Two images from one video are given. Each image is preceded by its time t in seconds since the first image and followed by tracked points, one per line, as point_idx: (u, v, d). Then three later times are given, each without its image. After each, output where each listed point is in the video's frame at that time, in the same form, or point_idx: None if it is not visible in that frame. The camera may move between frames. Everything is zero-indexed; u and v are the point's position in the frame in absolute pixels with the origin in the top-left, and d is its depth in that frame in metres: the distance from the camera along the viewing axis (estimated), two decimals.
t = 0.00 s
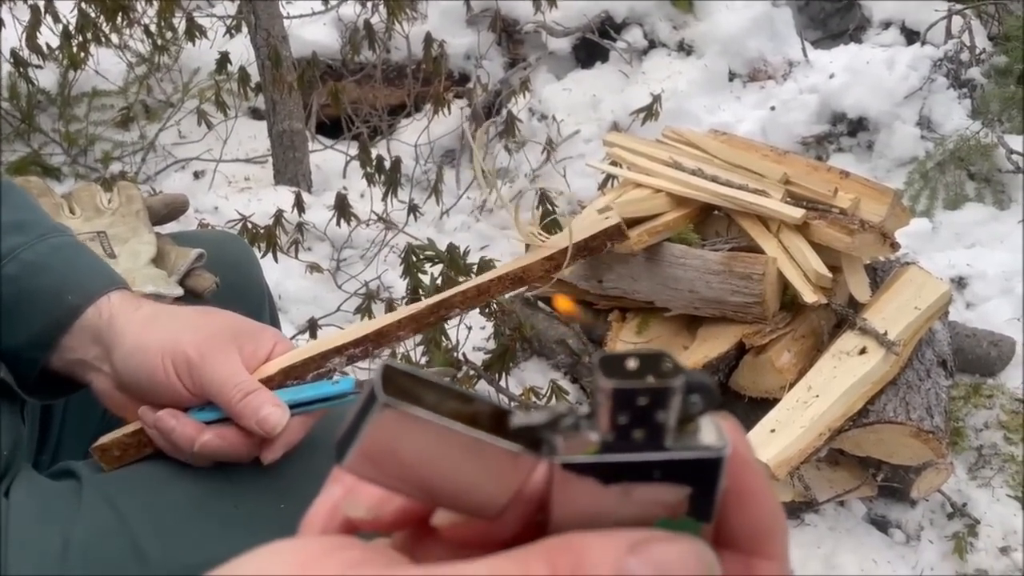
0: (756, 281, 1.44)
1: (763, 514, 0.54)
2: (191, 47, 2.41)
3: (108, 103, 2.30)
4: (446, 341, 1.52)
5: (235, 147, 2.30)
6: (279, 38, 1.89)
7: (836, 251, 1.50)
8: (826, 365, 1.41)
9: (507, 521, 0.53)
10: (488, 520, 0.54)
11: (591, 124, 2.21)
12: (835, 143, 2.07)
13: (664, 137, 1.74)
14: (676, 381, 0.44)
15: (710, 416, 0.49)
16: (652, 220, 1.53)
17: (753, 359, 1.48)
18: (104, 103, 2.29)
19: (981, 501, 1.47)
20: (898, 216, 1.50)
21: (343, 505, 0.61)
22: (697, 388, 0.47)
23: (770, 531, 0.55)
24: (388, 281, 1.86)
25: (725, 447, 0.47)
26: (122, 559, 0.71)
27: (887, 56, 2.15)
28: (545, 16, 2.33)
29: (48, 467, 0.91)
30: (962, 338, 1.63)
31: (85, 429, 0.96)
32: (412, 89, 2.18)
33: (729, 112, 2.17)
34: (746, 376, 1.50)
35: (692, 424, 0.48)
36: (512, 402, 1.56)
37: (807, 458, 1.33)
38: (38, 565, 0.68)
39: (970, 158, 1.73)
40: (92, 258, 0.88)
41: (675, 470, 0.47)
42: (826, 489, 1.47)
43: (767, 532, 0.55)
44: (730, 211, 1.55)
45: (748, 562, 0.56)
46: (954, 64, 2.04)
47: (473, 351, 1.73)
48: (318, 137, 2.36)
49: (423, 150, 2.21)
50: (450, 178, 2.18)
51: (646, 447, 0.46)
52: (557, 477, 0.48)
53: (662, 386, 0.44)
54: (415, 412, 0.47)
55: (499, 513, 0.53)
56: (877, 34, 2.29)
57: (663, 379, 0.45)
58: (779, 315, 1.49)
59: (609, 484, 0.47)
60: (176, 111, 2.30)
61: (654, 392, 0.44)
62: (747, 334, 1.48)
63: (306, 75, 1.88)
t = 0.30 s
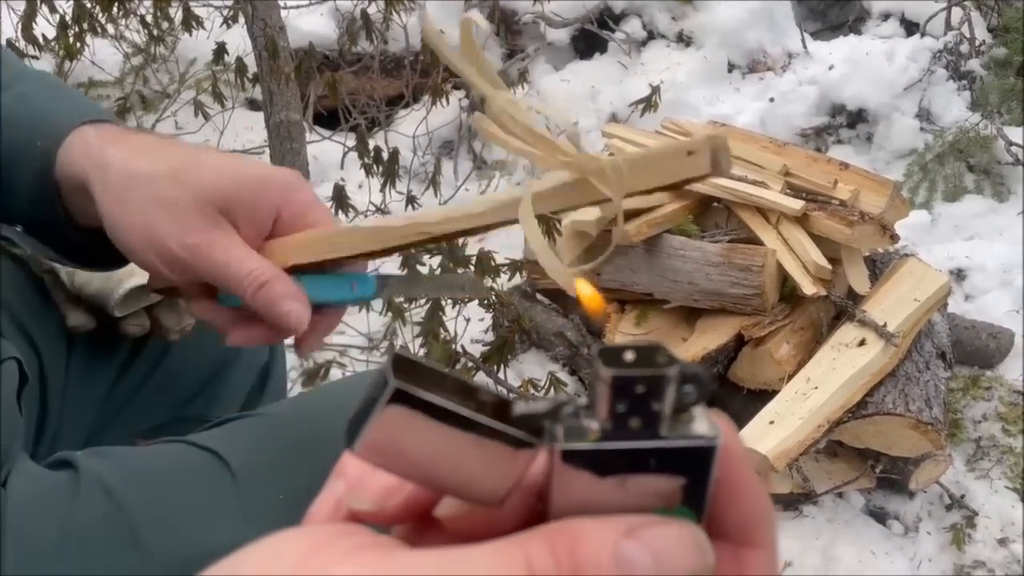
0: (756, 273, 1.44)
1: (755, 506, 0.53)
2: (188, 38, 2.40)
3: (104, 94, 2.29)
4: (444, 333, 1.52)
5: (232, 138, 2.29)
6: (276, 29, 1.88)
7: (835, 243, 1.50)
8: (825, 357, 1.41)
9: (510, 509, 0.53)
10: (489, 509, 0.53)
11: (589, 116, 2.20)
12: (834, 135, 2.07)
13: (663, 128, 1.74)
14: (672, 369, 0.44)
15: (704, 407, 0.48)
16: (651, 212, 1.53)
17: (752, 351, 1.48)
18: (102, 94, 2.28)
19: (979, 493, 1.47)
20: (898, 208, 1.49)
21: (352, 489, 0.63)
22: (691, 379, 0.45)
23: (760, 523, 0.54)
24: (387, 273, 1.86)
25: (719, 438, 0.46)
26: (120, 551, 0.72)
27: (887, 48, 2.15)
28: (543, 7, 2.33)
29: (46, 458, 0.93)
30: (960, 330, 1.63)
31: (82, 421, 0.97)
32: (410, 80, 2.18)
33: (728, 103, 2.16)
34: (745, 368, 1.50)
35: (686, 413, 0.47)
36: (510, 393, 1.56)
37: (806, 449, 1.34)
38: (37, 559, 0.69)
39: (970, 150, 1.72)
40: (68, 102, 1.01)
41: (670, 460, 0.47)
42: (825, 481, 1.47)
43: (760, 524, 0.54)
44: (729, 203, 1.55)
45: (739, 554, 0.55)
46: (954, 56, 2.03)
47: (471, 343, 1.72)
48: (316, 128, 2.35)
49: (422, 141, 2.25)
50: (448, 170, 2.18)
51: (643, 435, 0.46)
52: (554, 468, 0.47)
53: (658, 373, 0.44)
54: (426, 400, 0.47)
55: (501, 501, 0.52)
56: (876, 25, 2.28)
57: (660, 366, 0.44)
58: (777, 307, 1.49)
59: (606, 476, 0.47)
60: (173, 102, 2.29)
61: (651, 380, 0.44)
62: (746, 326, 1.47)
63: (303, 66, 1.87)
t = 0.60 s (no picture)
0: (754, 265, 1.44)
1: (738, 480, 0.59)
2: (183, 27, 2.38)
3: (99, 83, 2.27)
4: (443, 325, 1.52)
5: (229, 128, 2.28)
6: (272, 18, 1.87)
7: (834, 235, 1.50)
8: (824, 348, 1.41)
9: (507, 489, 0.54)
10: (487, 488, 0.55)
11: (588, 107, 2.20)
12: (833, 126, 2.07)
13: (661, 119, 1.73)
14: (660, 352, 0.45)
15: (689, 387, 0.49)
16: (649, 204, 1.53)
17: (750, 343, 1.48)
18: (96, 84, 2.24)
19: (976, 485, 1.47)
20: (897, 199, 1.49)
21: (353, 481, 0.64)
22: (678, 360, 0.47)
23: (741, 499, 0.60)
24: (385, 265, 1.85)
25: (703, 415, 0.47)
26: (122, 545, 0.72)
27: (887, 40, 2.16)
28: None
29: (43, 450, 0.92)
30: (958, 322, 1.62)
31: (78, 412, 0.97)
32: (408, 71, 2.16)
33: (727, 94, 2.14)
34: (744, 360, 1.50)
35: (672, 393, 0.48)
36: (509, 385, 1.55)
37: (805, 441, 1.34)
38: (39, 550, 0.69)
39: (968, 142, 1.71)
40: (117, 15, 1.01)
41: (658, 437, 0.47)
42: (823, 472, 1.47)
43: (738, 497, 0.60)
44: (728, 194, 1.55)
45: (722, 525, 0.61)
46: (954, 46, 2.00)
47: (470, 335, 1.72)
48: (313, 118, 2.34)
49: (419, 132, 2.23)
50: (445, 161, 2.17)
51: (634, 414, 0.47)
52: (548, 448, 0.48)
53: (646, 356, 0.45)
54: (434, 383, 0.47)
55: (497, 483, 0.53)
56: (876, 16, 2.27)
57: (649, 350, 0.46)
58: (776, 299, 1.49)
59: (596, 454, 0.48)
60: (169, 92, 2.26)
61: (640, 362, 0.45)
62: (745, 318, 1.47)
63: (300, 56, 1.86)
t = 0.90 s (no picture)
0: (754, 256, 1.43)
1: (746, 484, 0.57)
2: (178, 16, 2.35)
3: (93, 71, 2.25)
4: (441, 316, 1.52)
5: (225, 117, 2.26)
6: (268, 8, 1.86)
7: (834, 226, 1.49)
8: (822, 339, 1.41)
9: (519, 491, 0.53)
10: (499, 494, 0.54)
11: (586, 97, 2.19)
12: (832, 117, 2.05)
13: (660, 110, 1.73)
14: (676, 360, 0.44)
15: (703, 396, 0.49)
16: (648, 194, 1.53)
17: (749, 334, 1.47)
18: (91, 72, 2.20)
19: (974, 476, 1.47)
20: (896, 190, 1.48)
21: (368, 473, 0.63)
22: (692, 368, 0.46)
23: (755, 506, 0.58)
24: (382, 256, 1.84)
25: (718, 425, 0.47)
26: (121, 538, 0.72)
27: (886, 29, 2.14)
28: None
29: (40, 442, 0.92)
30: (957, 313, 1.62)
31: (76, 403, 0.96)
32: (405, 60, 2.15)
33: (726, 85, 2.15)
34: (744, 351, 1.49)
35: (687, 403, 0.47)
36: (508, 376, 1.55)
37: (802, 431, 1.33)
38: (34, 544, 0.69)
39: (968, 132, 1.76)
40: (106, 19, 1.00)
41: (671, 446, 0.47)
42: (821, 464, 1.47)
43: (749, 508, 0.58)
44: (727, 185, 1.54)
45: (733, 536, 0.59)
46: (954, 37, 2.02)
47: (468, 327, 1.72)
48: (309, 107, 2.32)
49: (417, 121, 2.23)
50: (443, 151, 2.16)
51: (646, 423, 0.46)
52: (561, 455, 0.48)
53: (662, 364, 0.44)
54: (443, 388, 0.47)
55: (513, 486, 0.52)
56: (876, 6, 2.26)
57: (664, 357, 0.44)
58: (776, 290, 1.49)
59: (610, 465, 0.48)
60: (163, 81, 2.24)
61: (656, 370, 0.44)
62: (744, 309, 1.47)
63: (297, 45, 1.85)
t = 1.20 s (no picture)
0: (754, 245, 1.42)
1: (671, 379, 0.61)
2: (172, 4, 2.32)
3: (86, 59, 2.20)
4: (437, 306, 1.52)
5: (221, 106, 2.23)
6: None
7: (834, 214, 1.47)
8: (822, 329, 1.40)
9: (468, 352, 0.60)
10: (459, 359, 0.63)
11: (585, 84, 2.18)
12: (833, 104, 2.04)
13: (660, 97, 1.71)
14: (621, 249, 0.52)
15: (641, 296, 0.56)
16: (648, 182, 1.52)
17: (750, 324, 1.47)
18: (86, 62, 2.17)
19: (974, 466, 1.46)
20: (897, 176, 1.45)
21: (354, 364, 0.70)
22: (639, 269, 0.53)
23: (677, 399, 0.63)
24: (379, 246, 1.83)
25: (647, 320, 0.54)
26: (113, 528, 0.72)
27: (889, 16, 2.09)
28: None
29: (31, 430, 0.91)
30: (958, 302, 1.58)
31: (67, 390, 0.96)
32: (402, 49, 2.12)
33: (726, 72, 2.15)
34: (744, 341, 1.48)
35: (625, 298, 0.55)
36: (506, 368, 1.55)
37: (802, 421, 1.33)
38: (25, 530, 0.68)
39: (970, 120, 1.64)
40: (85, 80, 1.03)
41: (604, 329, 0.54)
42: (822, 455, 1.45)
43: (662, 401, 0.63)
44: (727, 172, 1.53)
45: (653, 427, 0.64)
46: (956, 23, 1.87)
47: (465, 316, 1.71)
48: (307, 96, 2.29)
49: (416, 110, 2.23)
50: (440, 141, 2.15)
51: (587, 307, 0.54)
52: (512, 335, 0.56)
53: (607, 254, 0.52)
54: (416, 238, 0.54)
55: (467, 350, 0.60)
56: None
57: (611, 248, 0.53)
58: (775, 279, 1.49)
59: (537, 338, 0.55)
60: (158, 69, 2.20)
61: (601, 257, 0.52)
62: (744, 298, 1.47)
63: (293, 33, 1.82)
